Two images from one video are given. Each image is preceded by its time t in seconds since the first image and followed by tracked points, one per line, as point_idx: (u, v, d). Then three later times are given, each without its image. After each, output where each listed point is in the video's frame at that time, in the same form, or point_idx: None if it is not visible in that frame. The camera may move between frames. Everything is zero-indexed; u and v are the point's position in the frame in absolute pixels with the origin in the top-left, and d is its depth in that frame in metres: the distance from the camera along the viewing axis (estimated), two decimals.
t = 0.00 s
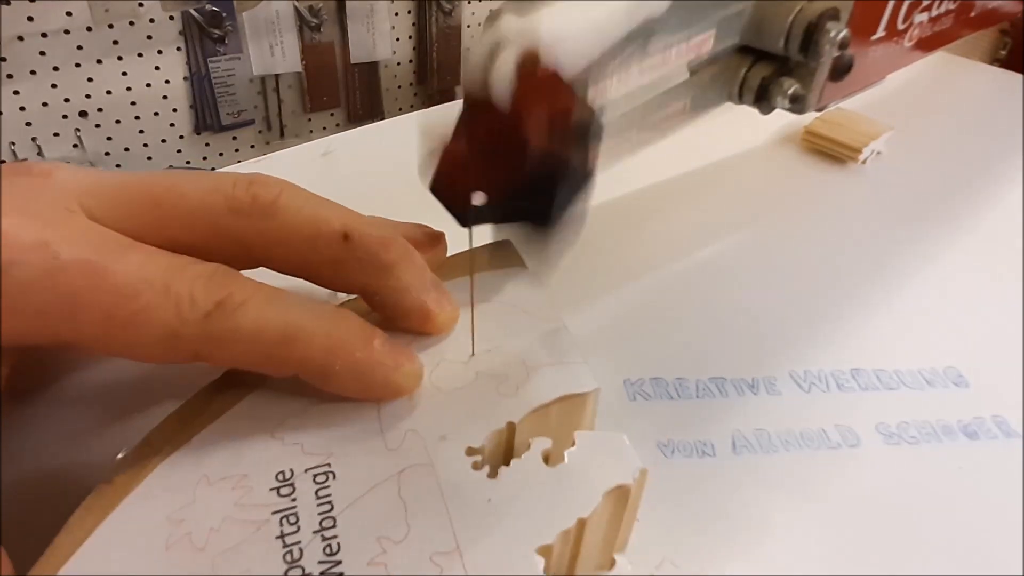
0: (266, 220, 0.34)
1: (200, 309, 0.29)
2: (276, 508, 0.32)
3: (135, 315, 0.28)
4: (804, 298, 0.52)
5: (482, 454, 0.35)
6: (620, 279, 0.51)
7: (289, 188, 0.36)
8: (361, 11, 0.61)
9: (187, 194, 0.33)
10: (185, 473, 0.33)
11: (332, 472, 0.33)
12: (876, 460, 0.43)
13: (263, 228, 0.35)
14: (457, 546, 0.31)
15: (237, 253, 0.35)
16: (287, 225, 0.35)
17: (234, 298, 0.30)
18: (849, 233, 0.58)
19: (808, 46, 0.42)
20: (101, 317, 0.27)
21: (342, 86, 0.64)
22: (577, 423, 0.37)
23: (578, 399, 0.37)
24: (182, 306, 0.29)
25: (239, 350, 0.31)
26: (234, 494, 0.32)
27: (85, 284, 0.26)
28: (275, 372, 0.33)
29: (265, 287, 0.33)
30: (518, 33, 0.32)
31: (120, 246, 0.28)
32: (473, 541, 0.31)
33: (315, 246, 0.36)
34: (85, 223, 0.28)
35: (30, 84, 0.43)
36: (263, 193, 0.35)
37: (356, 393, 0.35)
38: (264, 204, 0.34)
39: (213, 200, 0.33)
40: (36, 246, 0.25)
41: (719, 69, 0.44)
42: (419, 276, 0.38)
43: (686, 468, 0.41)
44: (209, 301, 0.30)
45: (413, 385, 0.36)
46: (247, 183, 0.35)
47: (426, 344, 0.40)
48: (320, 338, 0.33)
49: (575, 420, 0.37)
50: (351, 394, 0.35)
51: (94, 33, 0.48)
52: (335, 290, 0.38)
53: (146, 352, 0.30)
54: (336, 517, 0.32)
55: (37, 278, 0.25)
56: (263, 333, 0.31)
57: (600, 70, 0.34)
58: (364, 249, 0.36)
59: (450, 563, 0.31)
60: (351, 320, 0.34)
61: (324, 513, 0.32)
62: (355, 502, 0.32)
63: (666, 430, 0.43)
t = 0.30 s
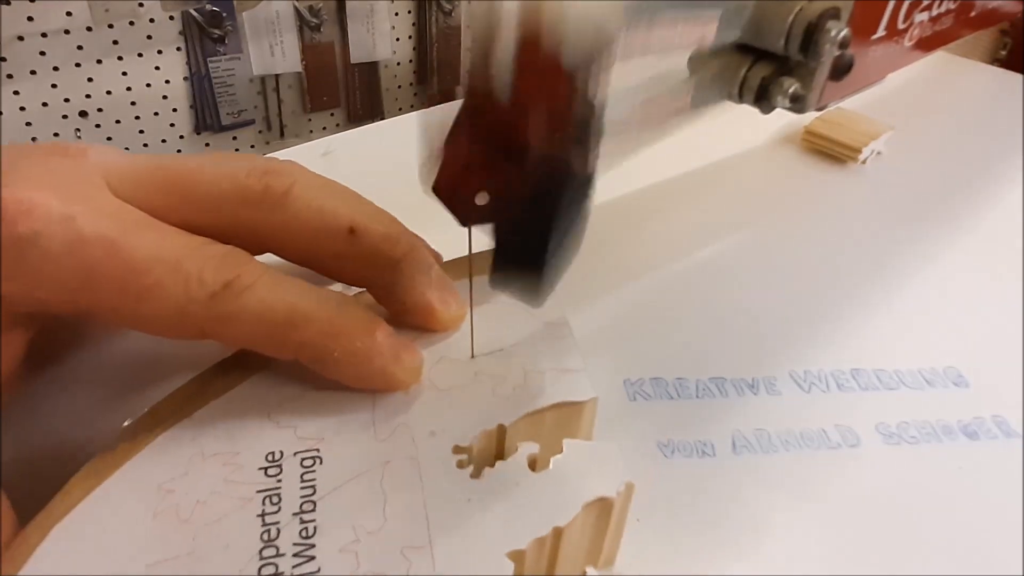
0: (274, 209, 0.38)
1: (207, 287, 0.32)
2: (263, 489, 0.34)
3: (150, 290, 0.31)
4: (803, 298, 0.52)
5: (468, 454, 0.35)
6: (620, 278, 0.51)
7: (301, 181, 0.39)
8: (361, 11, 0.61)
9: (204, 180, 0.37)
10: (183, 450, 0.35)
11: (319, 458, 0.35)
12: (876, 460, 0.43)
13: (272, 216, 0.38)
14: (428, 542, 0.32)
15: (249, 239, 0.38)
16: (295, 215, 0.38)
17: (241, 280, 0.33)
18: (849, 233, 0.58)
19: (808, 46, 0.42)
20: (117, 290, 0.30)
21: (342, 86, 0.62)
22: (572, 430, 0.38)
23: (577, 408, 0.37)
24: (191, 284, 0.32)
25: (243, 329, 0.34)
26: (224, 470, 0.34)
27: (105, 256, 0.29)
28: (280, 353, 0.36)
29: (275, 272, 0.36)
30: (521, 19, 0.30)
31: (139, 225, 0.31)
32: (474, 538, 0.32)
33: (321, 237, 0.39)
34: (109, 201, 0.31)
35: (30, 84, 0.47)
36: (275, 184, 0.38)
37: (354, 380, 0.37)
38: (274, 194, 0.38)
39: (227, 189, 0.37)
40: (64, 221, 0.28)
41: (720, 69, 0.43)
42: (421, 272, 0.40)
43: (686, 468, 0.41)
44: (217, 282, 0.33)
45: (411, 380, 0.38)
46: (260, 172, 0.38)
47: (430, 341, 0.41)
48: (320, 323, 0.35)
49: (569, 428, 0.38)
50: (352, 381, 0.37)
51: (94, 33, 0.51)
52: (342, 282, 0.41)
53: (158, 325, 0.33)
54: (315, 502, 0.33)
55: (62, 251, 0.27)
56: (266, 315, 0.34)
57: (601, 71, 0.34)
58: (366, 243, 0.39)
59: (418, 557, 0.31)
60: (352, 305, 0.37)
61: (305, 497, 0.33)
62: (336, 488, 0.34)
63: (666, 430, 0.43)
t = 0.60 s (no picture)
0: (287, 199, 0.39)
1: (216, 266, 0.35)
2: (246, 460, 0.34)
3: (163, 264, 0.33)
4: (802, 298, 0.52)
5: (448, 452, 0.35)
6: (620, 277, 0.52)
7: (316, 176, 0.40)
8: (361, 11, 0.60)
9: (225, 167, 0.38)
10: (182, 415, 0.36)
11: (307, 437, 0.36)
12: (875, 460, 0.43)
13: (285, 207, 0.39)
14: (391, 532, 0.32)
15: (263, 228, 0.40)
16: (306, 207, 0.40)
17: (249, 262, 0.35)
18: (848, 234, 0.58)
19: (808, 46, 0.41)
20: (135, 262, 0.33)
21: (342, 87, 0.63)
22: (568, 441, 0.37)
23: (569, 420, 0.37)
24: (201, 262, 0.34)
25: (248, 309, 0.36)
26: (218, 436, 0.35)
27: (127, 232, 0.32)
28: (283, 337, 0.37)
29: (286, 257, 0.37)
30: None
31: (163, 206, 0.34)
32: (459, 532, 0.32)
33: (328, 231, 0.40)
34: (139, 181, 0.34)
35: (30, 83, 0.49)
36: (290, 176, 0.40)
37: (355, 369, 0.37)
38: (289, 186, 0.40)
39: (244, 178, 0.39)
40: (98, 197, 0.31)
41: (719, 65, 0.43)
42: (426, 271, 0.40)
43: (686, 468, 0.41)
44: (225, 262, 0.35)
45: (407, 373, 0.38)
46: (277, 165, 0.40)
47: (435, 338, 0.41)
48: (319, 311, 0.36)
49: (561, 440, 0.36)
50: (353, 373, 0.38)
51: (94, 33, 0.51)
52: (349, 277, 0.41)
53: (172, 297, 0.35)
54: (294, 479, 0.34)
55: (94, 222, 0.31)
56: (268, 298, 0.36)
57: (601, 71, 0.34)
58: (371, 240, 0.39)
59: (379, 546, 0.31)
60: (355, 294, 0.38)
61: (285, 473, 0.34)
62: (317, 469, 0.34)
63: (666, 430, 0.43)
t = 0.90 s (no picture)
0: (303, 192, 0.40)
1: (228, 248, 0.35)
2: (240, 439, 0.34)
3: (181, 244, 0.34)
4: (801, 297, 0.52)
5: (434, 448, 0.35)
6: (620, 277, 0.52)
7: (332, 171, 0.42)
8: (361, 12, 0.61)
9: (248, 159, 0.40)
10: (183, 391, 0.36)
11: (301, 422, 0.36)
12: (875, 460, 0.43)
13: (299, 198, 0.40)
14: (371, 522, 0.31)
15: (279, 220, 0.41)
16: (320, 200, 0.40)
17: (261, 246, 0.36)
18: (848, 233, 0.58)
19: (808, 46, 0.42)
20: (157, 240, 0.34)
21: (342, 87, 0.64)
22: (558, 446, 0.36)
23: (560, 425, 0.37)
24: (215, 244, 0.35)
25: (257, 292, 0.37)
26: (218, 416, 0.35)
27: (151, 211, 0.33)
28: (291, 324, 0.38)
29: (298, 245, 0.38)
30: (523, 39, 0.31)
31: (188, 188, 0.35)
32: (449, 525, 0.31)
33: (340, 225, 0.40)
34: (169, 164, 0.35)
35: (30, 83, 0.49)
36: (307, 170, 0.41)
37: (360, 360, 0.37)
38: (305, 179, 0.41)
39: (265, 171, 0.40)
40: (128, 176, 0.33)
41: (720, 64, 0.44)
42: (435, 266, 0.40)
43: (686, 468, 0.41)
44: (238, 245, 0.36)
45: (408, 366, 0.38)
46: (297, 159, 0.41)
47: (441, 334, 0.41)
48: (324, 297, 0.36)
49: (552, 446, 0.36)
50: (358, 364, 0.38)
51: (93, 34, 0.51)
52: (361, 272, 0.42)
53: (189, 276, 0.37)
54: (283, 461, 0.34)
55: (122, 199, 0.32)
56: (276, 282, 0.36)
57: (601, 70, 0.34)
58: (380, 234, 0.40)
59: (356, 535, 0.31)
60: (361, 285, 0.38)
61: (275, 456, 0.34)
62: (308, 454, 0.34)
63: (666, 430, 0.43)
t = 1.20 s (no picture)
0: (313, 185, 0.41)
1: (236, 237, 0.36)
2: (237, 427, 0.35)
3: (189, 231, 0.35)
4: (801, 296, 0.52)
5: (427, 446, 0.35)
6: (620, 277, 0.52)
7: (342, 165, 0.42)
8: (361, 11, 0.63)
9: (261, 150, 0.41)
10: (185, 378, 0.37)
11: (298, 414, 0.36)
12: (875, 459, 0.43)
13: (308, 191, 0.41)
14: (360, 517, 0.31)
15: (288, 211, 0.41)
16: (328, 193, 0.41)
17: (269, 236, 0.36)
18: (848, 233, 0.58)
19: (808, 46, 0.41)
20: (167, 225, 0.34)
21: (342, 87, 0.64)
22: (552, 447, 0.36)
23: (555, 430, 0.37)
24: (222, 232, 0.35)
25: (263, 281, 0.37)
26: (218, 403, 0.36)
27: (162, 197, 0.33)
28: (296, 315, 0.38)
29: (306, 237, 0.38)
30: None
31: (201, 175, 0.35)
32: (439, 521, 0.31)
33: (347, 219, 0.41)
34: (182, 152, 0.36)
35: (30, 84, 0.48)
36: (317, 163, 0.41)
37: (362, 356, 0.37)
38: (315, 172, 0.41)
39: (277, 163, 0.41)
40: (142, 160, 0.33)
41: (719, 67, 0.43)
42: (438, 263, 0.40)
43: (686, 468, 0.41)
44: (246, 234, 0.36)
45: (409, 360, 0.38)
46: (307, 152, 0.42)
47: (440, 332, 0.41)
48: (330, 289, 0.36)
49: (550, 449, 0.36)
50: (363, 358, 0.38)
51: (94, 33, 0.51)
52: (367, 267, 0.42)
53: (197, 262, 0.37)
54: (278, 452, 0.34)
55: (135, 183, 0.32)
56: (282, 272, 0.36)
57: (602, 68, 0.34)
58: (385, 229, 0.40)
59: (342, 527, 0.31)
60: (367, 280, 0.38)
61: (271, 445, 0.34)
62: (303, 445, 0.34)
63: (666, 430, 0.43)
